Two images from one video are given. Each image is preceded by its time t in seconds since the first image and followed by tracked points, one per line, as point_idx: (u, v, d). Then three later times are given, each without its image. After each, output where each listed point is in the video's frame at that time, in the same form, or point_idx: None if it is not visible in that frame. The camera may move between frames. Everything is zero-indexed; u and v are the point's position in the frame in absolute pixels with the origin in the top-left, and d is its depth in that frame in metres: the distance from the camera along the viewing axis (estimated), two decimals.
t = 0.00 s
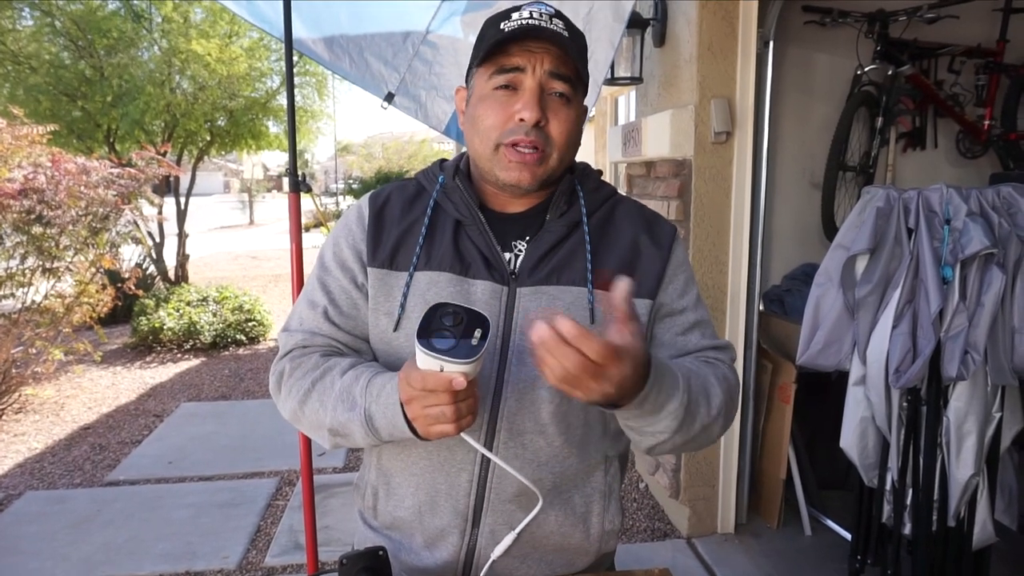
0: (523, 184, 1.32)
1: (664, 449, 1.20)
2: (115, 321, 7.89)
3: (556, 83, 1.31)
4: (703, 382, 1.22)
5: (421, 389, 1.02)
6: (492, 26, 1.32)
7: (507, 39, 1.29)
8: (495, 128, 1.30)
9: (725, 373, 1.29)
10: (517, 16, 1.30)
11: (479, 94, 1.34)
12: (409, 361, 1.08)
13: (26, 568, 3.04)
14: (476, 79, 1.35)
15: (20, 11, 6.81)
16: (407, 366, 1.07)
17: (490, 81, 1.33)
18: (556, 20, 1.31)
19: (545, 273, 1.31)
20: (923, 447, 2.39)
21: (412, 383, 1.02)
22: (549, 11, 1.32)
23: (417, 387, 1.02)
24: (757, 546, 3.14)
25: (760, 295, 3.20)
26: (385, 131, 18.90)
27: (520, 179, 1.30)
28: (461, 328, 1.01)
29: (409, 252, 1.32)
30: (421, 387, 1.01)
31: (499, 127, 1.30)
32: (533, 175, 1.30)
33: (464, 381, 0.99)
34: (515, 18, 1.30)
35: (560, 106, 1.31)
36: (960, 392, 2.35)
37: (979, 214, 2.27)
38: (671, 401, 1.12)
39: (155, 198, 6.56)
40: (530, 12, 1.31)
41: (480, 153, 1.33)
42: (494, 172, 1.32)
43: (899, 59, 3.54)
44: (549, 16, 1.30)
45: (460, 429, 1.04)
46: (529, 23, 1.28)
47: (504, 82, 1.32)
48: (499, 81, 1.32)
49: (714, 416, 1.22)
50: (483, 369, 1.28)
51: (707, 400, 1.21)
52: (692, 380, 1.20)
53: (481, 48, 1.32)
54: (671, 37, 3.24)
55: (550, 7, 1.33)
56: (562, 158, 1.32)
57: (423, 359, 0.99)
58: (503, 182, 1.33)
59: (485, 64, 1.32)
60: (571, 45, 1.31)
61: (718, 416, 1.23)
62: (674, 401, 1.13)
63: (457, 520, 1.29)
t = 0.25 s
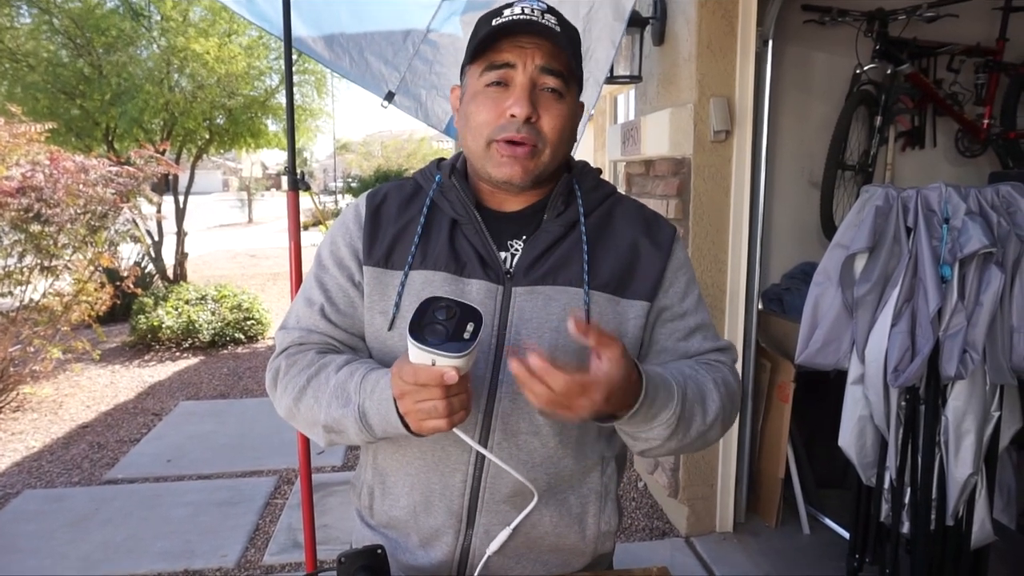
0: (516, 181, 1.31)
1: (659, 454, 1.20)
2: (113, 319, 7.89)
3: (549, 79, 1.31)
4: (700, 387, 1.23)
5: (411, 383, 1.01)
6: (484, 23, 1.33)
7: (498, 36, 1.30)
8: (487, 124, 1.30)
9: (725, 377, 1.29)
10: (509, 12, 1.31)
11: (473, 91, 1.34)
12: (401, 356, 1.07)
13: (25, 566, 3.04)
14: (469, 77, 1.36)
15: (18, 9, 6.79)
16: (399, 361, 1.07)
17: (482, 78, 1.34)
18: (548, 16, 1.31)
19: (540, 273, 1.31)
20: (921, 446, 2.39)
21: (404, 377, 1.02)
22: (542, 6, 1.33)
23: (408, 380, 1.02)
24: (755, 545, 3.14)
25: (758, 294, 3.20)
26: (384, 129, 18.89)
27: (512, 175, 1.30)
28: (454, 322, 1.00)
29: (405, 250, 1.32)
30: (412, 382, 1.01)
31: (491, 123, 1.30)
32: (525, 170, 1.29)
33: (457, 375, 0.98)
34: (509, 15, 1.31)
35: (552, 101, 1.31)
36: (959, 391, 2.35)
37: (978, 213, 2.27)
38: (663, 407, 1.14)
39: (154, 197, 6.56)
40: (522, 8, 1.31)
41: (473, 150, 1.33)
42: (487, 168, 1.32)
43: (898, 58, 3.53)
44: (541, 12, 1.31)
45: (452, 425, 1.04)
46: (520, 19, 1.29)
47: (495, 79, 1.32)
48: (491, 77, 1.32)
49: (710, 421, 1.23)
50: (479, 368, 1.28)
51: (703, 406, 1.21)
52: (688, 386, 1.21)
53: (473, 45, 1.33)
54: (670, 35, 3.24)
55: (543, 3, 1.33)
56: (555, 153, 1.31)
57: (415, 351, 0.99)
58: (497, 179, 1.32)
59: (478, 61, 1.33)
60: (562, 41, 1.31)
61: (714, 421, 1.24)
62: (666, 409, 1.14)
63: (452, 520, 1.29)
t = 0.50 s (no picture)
0: (516, 183, 1.32)
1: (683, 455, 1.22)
2: (112, 318, 7.89)
3: (549, 81, 1.32)
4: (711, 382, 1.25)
5: (409, 393, 1.02)
6: (483, 22, 1.32)
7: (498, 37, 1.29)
8: (487, 127, 1.30)
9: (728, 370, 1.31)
10: (508, 12, 1.30)
11: (471, 91, 1.34)
12: (400, 364, 1.07)
13: (24, 565, 3.04)
14: (467, 76, 1.36)
15: (17, 7, 6.78)
16: (397, 369, 1.07)
17: (481, 78, 1.33)
18: (547, 15, 1.30)
19: (540, 271, 1.31)
20: (919, 445, 2.40)
21: (402, 387, 1.03)
22: (541, 5, 1.32)
23: (405, 391, 1.02)
24: (754, 544, 3.14)
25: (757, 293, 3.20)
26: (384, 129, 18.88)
27: (513, 177, 1.31)
28: (450, 333, 1.00)
29: (404, 251, 1.32)
30: (410, 393, 1.01)
31: (491, 126, 1.30)
32: (526, 173, 1.31)
33: (453, 387, 0.98)
34: (508, 14, 1.30)
35: (551, 104, 1.32)
36: (958, 390, 2.35)
37: (976, 212, 2.27)
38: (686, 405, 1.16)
39: (153, 196, 6.55)
40: (522, 7, 1.30)
41: (472, 152, 1.33)
42: (486, 170, 1.33)
43: (897, 57, 3.53)
44: (540, 12, 1.30)
45: (450, 434, 1.04)
46: (521, 21, 1.28)
47: (495, 80, 1.32)
48: (490, 79, 1.32)
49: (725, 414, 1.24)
50: (479, 368, 1.28)
51: (717, 401, 1.23)
52: (699, 382, 1.22)
53: (472, 45, 1.32)
54: (670, 34, 3.24)
55: (542, 2, 1.32)
56: (555, 155, 1.33)
57: (410, 363, 0.99)
58: (496, 181, 1.33)
59: (477, 62, 1.32)
60: (562, 43, 1.30)
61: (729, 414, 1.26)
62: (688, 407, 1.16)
63: (453, 519, 1.29)
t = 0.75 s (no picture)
0: (502, 188, 1.33)
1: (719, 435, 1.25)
2: (112, 318, 7.89)
3: (523, 84, 1.31)
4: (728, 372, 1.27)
5: (398, 397, 1.02)
6: (458, 28, 1.33)
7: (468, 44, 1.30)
8: (465, 135, 1.32)
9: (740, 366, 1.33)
10: (481, 16, 1.30)
11: (452, 100, 1.36)
12: (390, 367, 1.07)
13: (23, 564, 3.04)
14: (449, 84, 1.38)
15: (16, 6, 6.78)
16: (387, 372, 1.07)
17: (459, 86, 1.35)
18: (520, 16, 1.29)
19: (539, 270, 1.31)
20: (919, 444, 2.40)
21: (391, 390, 1.03)
22: (516, 5, 1.31)
23: (394, 395, 1.02)
24: (753, 543, 3.15)
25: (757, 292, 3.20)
26: (383, 129, 18.89)
27: (495, 182, 1.31)
28: (438, 336, 1.00)
29: (402, 250, 1.32)
30: (398, 397, 1.02)
31: (470, 133, 1.31)
32: (507, 178, 1.31)
33: (443, 390, 0.99)
34: (480, 19, 1.30)
35: (528, 106, 1.31)
36: (957, 389, 2.36)
37: (976, 212, 2.27)
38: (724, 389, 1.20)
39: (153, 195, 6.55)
40: (495, 10, 1.30)
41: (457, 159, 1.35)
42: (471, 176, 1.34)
43: (896, 56, 3.54)
44: (513, 12, 1.29)
45: (442, 435, 1.04)
46: (490, 24, 1.28)
47: (471, 87, 1.33)
48: (467, 87, 1.33)
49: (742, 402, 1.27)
50: (478, 365, 1.28)
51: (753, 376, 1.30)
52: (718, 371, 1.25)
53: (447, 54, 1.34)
54: (669, 34, 3.25)
55: (518, 2, 1.31)
56: (536, 159, 1.32)
57: (400, 367, 0.99)
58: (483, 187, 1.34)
59: (453, 71, 1.34)
60: (531, 43, 1.28)
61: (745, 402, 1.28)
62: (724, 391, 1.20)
63: (452, 517, 1.30)
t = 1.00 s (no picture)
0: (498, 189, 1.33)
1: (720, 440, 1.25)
2: (112, 317, 7.89)
3: (507, 79, 1.30)
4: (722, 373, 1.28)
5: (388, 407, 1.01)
6: (442, 32, 1.33)
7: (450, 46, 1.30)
8: (455, 136, 1.32)
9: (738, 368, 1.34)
10: (463, 17, 1.30)
11: (441, 103, 1.36)
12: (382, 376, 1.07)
13: (23, 564, 3.04)
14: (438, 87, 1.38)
15: (16, 5, 6.78)
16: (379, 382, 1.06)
17: (447, 88, 1.35)
18: (501, 13, 1.29)
19: (539, 272, 1.31)
20: (918, 443, 2.40)
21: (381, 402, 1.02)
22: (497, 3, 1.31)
23: (385, 407, 1.01)
24: (753, 542, 3.15)
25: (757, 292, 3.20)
26: (383, 128, 18.89)
27: (489, 182, 1.31)
28: (427, 349, 0.99)
29: (401, 252, 1.32)
30: (389, 409, 1.01)
31: (459, 134, 1.31)
32: (499, 176, 1.31)
33: (432, 404, 0.98)
34: (462, 20, 1.30)
35: (514, 102, 1.30)
36: (956, 389, 2.36)
37: (976, 211, 2.27)
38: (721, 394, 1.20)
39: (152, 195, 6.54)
40: (476, 9, 1.30)
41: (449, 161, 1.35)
42: (465, 177, 1.34)
43: (896, 56, 3.54)
44: (494, 10, 1.29)
45: (434, 446, 1.04)
46: (471, 24, 1.28)
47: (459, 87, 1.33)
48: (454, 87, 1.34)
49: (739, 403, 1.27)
50: (477, 366, 1.28)
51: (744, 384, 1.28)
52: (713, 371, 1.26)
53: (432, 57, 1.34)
54: (669, 34, 3.24)
55: None
56: (527, 155, 1.31)
57: (390, 382, 0.98)
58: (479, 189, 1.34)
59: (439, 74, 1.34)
60: (512, 37, 1.27)
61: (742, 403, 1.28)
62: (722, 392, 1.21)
63: (452, 518, 1.29)
